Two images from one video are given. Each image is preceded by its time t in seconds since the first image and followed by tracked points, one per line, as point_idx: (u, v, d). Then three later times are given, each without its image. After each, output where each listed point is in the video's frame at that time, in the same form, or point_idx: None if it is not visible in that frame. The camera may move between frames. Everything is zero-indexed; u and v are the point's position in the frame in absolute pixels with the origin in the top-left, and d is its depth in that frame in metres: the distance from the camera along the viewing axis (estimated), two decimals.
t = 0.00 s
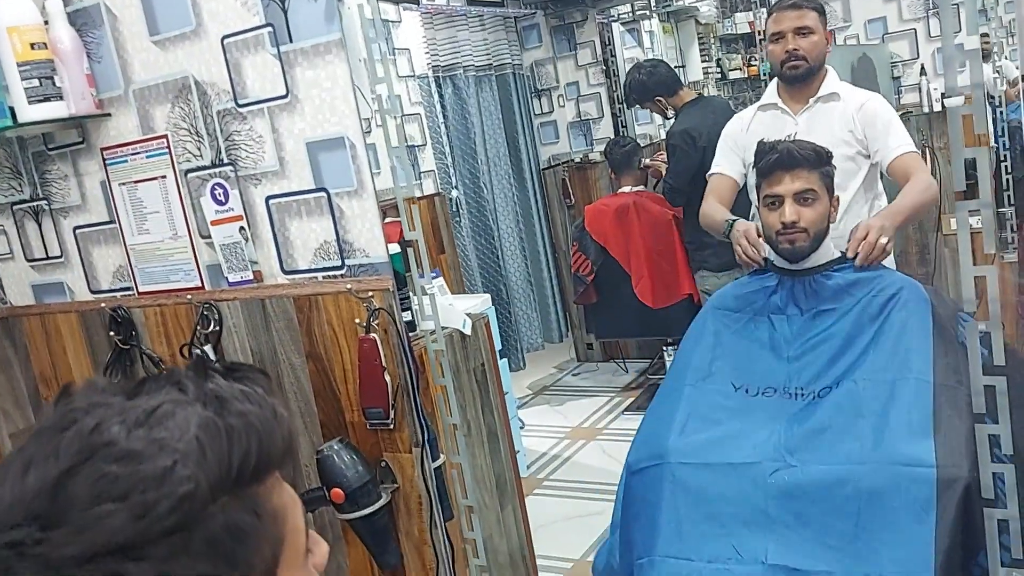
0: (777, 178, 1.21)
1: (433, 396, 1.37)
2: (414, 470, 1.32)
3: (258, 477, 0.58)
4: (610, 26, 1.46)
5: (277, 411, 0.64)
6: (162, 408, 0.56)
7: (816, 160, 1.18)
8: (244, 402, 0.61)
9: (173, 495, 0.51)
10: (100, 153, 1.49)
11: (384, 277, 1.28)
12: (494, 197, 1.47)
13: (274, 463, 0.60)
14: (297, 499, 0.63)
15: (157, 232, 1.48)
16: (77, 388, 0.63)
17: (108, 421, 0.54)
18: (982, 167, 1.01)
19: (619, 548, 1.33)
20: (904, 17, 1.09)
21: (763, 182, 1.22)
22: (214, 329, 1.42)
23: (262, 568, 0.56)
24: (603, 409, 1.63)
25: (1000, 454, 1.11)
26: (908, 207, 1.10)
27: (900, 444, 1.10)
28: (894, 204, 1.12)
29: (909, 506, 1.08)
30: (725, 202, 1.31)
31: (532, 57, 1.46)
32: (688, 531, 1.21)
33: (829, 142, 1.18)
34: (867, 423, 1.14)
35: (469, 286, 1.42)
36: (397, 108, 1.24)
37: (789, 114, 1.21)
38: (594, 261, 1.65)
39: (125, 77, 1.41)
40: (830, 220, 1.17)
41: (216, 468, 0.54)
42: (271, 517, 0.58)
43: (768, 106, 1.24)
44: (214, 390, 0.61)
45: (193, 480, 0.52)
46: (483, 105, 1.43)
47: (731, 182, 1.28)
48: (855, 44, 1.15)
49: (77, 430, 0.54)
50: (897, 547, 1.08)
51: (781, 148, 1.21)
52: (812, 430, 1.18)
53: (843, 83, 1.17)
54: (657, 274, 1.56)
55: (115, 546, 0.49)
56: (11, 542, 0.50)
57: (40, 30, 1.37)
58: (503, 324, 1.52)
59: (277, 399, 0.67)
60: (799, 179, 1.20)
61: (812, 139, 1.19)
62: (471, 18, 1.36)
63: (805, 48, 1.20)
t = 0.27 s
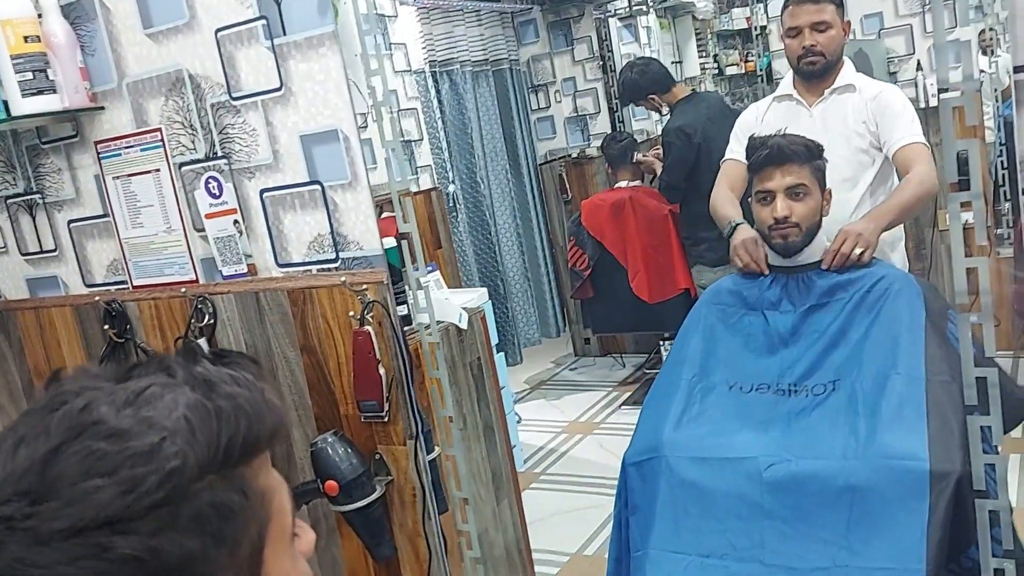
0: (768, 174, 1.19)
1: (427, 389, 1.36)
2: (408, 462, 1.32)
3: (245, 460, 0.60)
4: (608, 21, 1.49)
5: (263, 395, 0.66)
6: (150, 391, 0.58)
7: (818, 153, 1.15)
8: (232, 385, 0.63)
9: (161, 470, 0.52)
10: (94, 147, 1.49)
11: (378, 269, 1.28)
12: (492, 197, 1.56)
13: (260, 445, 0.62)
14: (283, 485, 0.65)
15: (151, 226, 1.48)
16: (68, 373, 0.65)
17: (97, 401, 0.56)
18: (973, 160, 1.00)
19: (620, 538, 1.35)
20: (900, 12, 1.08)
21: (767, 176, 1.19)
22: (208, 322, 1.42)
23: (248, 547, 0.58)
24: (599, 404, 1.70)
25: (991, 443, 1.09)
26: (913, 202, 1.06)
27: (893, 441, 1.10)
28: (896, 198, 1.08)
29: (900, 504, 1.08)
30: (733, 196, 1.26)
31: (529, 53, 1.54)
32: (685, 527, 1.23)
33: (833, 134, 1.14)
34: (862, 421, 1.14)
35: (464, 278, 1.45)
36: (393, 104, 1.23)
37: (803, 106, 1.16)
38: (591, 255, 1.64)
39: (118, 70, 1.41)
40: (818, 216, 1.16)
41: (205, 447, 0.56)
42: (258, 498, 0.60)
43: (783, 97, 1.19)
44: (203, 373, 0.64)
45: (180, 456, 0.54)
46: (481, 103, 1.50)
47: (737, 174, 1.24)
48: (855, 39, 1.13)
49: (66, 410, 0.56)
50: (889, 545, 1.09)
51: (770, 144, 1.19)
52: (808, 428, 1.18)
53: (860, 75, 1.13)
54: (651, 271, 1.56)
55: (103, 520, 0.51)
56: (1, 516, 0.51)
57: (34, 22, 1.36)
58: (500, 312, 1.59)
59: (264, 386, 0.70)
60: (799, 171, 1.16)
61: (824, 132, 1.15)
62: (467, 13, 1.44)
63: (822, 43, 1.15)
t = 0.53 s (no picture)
0: (758, 181, 1.28)
1: (421, 394, 1.36)
2: (400, 467, 1.33)
3: (228, 451, 0.61)
4: (603, 32, 1.43)
5: (244, 384, 0.68)
6: (132, 387, 0.60)
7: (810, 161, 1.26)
8: (212, 377, 0.65)
9: (146, 463, 0.53)
10: (90, 152, 1.50)
11: (372, 274, 1.30)
12: (486, 199, 1.36)
13: (243, 437, 0.64)
14: (267, 477, 0.65)
15: (146, 231, 1.48)
16: (52, 375, 0.66)
17: (80, 400, 0.58)
18: (958, 168, 1.03)
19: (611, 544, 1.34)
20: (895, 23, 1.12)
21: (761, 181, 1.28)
22: (203, 326, 1.42)
23: (236, 539, 0.58)
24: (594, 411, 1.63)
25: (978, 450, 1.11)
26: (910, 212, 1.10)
27: (884, 447, 1.11)
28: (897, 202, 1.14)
29: (889, 512, 1.09)
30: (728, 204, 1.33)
31: (525, 63, 1.39)
32: (676, 532, 1.22)
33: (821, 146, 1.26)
34: (853, 427, 1.15)
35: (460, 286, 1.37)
36: (389, 112, 1.25)
37: (810, 113, 1.28)
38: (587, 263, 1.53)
39: (114, 76, 1.42)
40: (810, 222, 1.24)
41: (188, 439, 0.57)
42: (244, 489, 0.60)
43: (788, 104, 1.31)
44: (184, 367, 0.66)
45: (164, 449, 0.55)
46: (474, 108, 1.33)
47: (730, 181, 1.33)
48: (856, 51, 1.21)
49: (51, 410, 0.57)
50: (881, 553, 1.09)
51: (759, 152, 1.30)
52: (804, 434, 1.19)
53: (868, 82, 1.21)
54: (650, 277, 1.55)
55: (90, 515, 0.52)
56: None
57: (31, 30, 1.38)
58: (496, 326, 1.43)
59: (245, 377, 0.71)
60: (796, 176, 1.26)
61: (828, 139, 1.26)
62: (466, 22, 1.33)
63: (829, 51, 1.26)
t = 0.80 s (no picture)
0: (753, 204, 1.26)
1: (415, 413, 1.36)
2: (394, 487, 1.33)
3: (220, 465, 0.59)
4: (599, 59, 1.56)
5: (238, 401, 0.67)
6: (127, 400, 0.58)
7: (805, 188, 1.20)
8: (205, 393, 0.63)
9: (137, 477, 0.52)
10: (90, 173, 1.51)
11: (368, 294, 1.30)
12: (485, 226, 1.55)
13: (236, 452, 0.62)
14: (259, 493, 0.64)
15: (145, 251, 1.49)
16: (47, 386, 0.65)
17: (74, 411, 0.56)
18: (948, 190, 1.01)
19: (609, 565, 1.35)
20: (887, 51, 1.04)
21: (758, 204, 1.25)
22: (199, 346, 1.43)
23: (225, 554, 0.58)
24: (590, 435, 1.65)
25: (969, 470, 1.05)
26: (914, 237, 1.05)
27: (876, 469, 1.12)
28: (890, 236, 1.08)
29: (880, 533, 1.10)
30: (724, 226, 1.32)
31: (523, 87, 1.60)
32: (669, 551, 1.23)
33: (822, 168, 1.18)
34: (845, 450, 1.15)
35: (456, 308, 1.44)
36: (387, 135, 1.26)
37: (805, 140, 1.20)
38: (581, 286, 1.68)
39: (116, 98, 1.44)
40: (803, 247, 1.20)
41: (180, 453, 0.56)
42: (235, 504, 0.59)
43: (783, 130, 1.24)
44: (179, 384, 0.64)
45: (156, 462, 0.54)
46: (473, 135, 1.52)
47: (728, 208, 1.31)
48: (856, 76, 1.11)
49: (45, 419, 0.56)
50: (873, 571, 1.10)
51: (753, 175, 1.27)
52: (794, 453, 1.19)
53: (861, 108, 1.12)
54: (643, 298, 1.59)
55: (78, 526, 0.50)
56: None
57: (33, 51, 1.39)
58: (491, 344, 1.52)
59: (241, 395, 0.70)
60: (790, 203, 1.21)
61: (823, 167, 1.17)
62: (463, 48, 1.46)
63: (823, 81, 1.18)
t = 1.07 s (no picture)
0: (750, 226, 1.26)
1: (411, 429, 1.38)
2: (390, 504, 1.33)
3: (223, 472, 0.59)
4: (597, 83, 1.47)
5: (242, 406, 0.65)
6: (132, 404, 0.58)
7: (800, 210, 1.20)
8: (210, 398, 0.63)
9: (140, 480, 0.53)
10: (91, 189, 1.52)
11: (366, 311, 1.31)
12: (481, 247, 1.53)
13: (239, 457, 0.61)
14: (261, 498, 0.64)
15: (144, 266, 1.50)
16: (55, 386, 0.65)
17: (80, 414, 0.56)
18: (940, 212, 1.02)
19: None
20: (881, 80, 1.10)
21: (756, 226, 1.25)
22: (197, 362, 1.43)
23: (226, 558, 0.58)
24: (585, 457, 1.56)
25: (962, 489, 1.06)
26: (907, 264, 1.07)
27: (869, 491, 1.12)
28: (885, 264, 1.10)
29: (874, 554, 1.10)
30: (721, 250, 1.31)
31: (520, 111, 1.53)
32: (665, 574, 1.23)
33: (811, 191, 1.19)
34: (839, 473, 1.15)
35: (451, 328, 1.46)
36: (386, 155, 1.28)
37: (796, 164, 1.21)
38: (577, 307, 1.58)
39: (120, 115, 1.45)
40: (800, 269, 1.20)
41: (184, 458, 0.56)
42: (238, 509, 0.59)
43: (771, 154, 1.24)
44: (183, 388, 0.63)
45: (159, 466, 0.54)
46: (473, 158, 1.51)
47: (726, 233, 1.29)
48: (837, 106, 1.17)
49: (51, 422, 0.55)
50: None
51: (752, 197, 1.26)
52: (788, 474, 1.19)
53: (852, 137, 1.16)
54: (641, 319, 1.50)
55: (81, 528, 0.51)
56: None
57: (38, 67, 1.40)
58: (486, 367, 1.54)
59: (244, 400, 0.68)
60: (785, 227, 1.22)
61: (814, 192, 1.19)
62: (462, 72, 1.46)
63: (814, 108, 1.21)
